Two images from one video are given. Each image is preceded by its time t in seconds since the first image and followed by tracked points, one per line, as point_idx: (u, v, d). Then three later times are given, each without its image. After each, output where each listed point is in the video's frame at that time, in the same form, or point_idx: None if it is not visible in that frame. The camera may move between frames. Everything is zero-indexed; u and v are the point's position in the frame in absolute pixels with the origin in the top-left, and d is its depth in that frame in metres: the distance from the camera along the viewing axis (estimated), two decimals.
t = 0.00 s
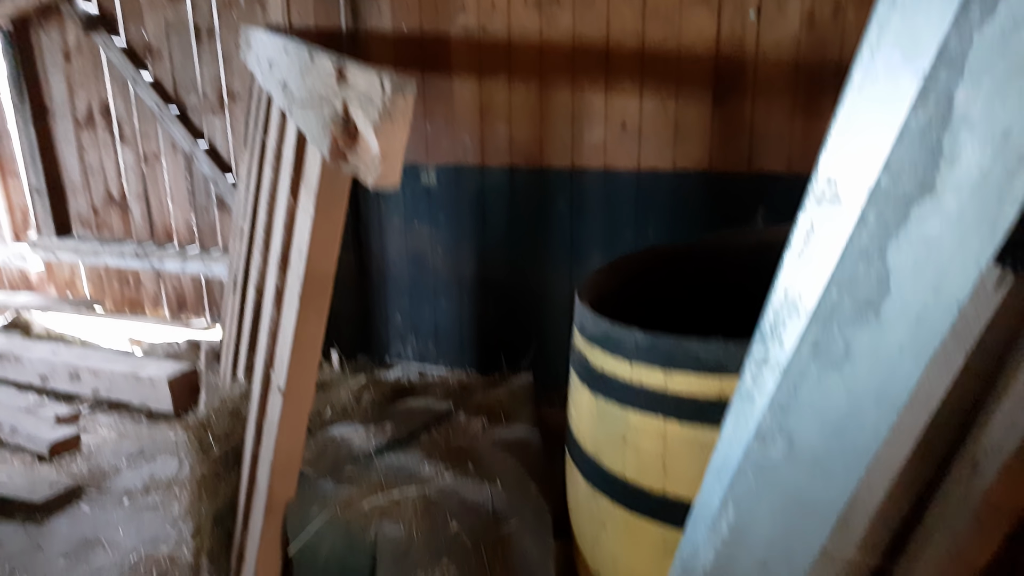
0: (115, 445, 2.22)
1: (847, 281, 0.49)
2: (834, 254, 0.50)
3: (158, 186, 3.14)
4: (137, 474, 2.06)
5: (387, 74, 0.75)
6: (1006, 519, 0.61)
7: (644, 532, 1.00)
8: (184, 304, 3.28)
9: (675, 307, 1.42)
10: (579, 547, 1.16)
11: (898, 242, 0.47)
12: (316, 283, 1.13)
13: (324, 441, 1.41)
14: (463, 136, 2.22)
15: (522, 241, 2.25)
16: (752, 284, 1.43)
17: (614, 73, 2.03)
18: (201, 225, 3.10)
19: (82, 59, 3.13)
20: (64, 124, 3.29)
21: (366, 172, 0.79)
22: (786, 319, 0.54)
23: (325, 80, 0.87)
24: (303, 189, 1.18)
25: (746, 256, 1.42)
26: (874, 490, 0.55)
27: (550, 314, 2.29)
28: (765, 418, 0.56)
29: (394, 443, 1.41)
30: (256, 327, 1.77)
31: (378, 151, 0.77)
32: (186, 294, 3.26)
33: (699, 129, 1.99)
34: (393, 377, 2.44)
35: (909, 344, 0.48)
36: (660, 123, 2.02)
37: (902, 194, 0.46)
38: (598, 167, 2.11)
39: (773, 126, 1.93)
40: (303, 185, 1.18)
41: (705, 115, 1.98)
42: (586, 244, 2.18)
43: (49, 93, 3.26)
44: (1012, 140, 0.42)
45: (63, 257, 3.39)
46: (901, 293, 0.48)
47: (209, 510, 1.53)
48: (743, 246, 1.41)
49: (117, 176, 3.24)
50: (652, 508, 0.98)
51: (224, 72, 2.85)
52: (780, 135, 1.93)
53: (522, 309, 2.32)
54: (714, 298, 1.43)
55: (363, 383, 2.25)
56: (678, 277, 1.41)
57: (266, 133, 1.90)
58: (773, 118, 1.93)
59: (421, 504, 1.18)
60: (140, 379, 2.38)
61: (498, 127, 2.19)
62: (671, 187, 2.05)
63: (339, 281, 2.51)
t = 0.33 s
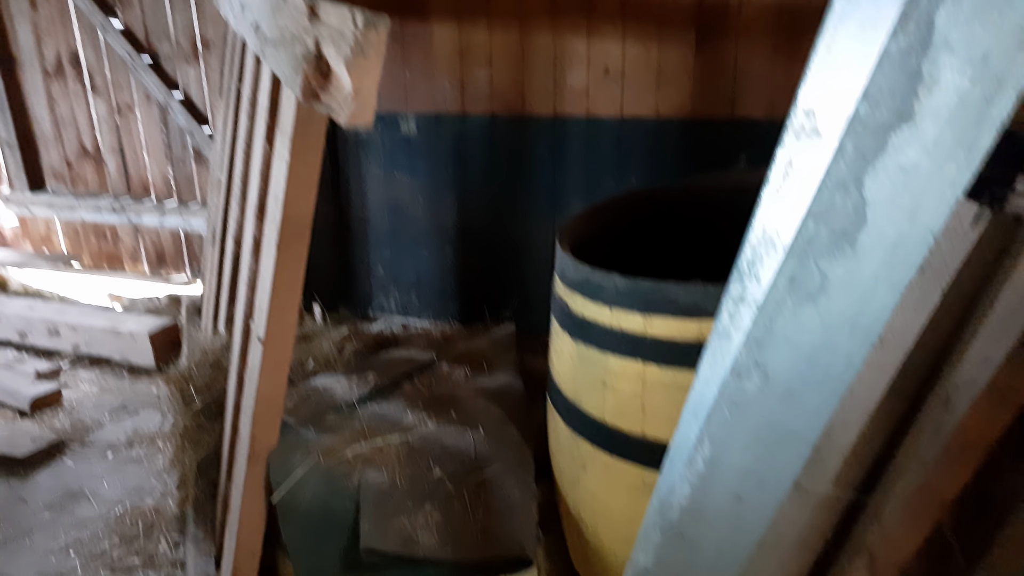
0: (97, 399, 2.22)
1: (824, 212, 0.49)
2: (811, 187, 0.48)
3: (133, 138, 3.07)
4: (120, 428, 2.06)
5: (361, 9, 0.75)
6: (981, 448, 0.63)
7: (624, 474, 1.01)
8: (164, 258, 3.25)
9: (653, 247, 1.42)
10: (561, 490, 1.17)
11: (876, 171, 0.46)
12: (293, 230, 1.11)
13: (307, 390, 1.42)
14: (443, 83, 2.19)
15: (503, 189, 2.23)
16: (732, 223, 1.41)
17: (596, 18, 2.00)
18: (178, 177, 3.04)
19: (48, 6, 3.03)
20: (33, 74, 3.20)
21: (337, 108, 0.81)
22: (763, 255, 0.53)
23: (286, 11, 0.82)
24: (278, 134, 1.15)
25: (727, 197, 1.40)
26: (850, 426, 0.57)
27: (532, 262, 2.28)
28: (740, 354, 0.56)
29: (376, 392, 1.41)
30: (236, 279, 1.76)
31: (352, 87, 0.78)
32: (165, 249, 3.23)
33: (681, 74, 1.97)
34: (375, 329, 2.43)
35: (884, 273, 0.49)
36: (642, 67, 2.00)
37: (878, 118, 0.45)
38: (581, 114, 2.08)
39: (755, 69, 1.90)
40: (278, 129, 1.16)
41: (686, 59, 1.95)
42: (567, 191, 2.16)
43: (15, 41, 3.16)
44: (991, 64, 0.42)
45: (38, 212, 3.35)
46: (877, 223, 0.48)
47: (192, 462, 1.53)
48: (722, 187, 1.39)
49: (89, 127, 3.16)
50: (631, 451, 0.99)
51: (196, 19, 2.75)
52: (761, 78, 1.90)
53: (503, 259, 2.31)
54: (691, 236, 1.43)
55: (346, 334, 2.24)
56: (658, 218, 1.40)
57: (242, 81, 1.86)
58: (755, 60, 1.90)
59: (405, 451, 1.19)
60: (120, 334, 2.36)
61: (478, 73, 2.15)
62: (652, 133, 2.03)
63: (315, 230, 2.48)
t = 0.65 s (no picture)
0: (77, 364, 2.20)
1: (800, 165, 0.48)
2: (787, 140, 0.48)
3: (106, 98, 3.01)
4: (101, 393, 2.05)
5: None
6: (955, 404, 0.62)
7: (604, 430, 1.02)
8: (141, 222, 3.20)
9: (637, 205, 1.42)
10: (544, 447, 1.18)
11: (853, 124, 0.46)
12: (272, 189, 1.09)
13: (288, 352, 1.42)
14: (422, 39, 2.16)
15: (483, 149, 2.21)
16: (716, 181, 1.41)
17: None
18: (154, 138, 2.98)
19: None
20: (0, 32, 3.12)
21: (313, 65, 0.78)
22: (741, 209, 0.53)
23: None
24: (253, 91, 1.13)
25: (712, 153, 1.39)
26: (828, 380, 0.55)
27: (514, 222, 2.27)
28: (719, 307, 0.55)
29: (359, 353, 1.41)
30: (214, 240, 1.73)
31: (326, 44, 0.74)
32: (142, 212, 3.18)
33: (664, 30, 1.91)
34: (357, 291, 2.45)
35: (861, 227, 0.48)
36: (624, 21, 1.93)
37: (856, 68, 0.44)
38: (563, 71, 2.03)
39: (739, 23, 1.83)
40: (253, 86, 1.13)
41: (670, 15, 1.89)
42: (551, 149, 2.13)
43: None
44: (970, 13, 0.41)
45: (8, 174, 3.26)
46: (854, 176, 0.47)
47: (176, 425, 1.52)
48: (704, 145, 1.38)
49: (60, 87, 3.09)
50: (614, 407, 1.00)
51: None
52: (746, 35, 1.83)
53: (485, 219, 2.30)
54: (677, 192, 1.42)
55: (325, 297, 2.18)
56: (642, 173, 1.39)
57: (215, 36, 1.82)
58: (740, 15, 1.82)
59: (388, 411, 1.20)
60: (99, 298, 2.33)
61: (458, 28, 2.11)
62: (634, 91, 1.98)
63: (295, 191, 2.50)
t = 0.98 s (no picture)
0: (62, 344, 2.18)
1: (787, 139, 0.47)
2: (773, 114, 0.48)
3: (86, 74, 2.95)
4: (88, 372, 2.04)
5: None
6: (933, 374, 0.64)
7: (591, 405, 1.03)
8: (125, 199, 3.17)
9: (624, 177, 1.42)
10: (532, 423, 1.18)
11: (836, 99, 0.45)
12: (255, 165, 1.08)
13: (275, 330, 1.41)
14: (406, 13, 2.13)
15: (469, 123, 2.19)
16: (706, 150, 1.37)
17: None
18: (137, 115, 2.94)
19: None
20: None
21: (296, 37, 0.74)
22: (729, 183, 0.53)
23: None
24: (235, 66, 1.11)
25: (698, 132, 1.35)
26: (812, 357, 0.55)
27: (501, 198, 2.25)
28: (705, 281, 0.54)
29: (346, 331, 1.40)
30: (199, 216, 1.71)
31: (307, 19, 0.70)
32: (125, 189, 3.15)
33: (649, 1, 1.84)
34: (343, 267, 2.45)
35: (847, 200, 0.47)
36: None
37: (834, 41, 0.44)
38: (549, 45, 1.99)
39: None
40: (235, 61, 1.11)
41: None
42: (537, 124, 2.10)
43: None
44: None
45: None
46: (841, 150, 0.46)
47: (162, 404, 1.52)
48: (689, 119, 1.35)
49: (39, 62, 3.03)
50: (602, 383, 1.00)
51: None
52: (732, 7, 1.77)
53: (472, 194, 2.29)
54: (665, 161, 1.41)
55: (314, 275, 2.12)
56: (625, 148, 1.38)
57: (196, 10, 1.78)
58: None
59: (376, 388, 1.20)
60: (82, 277, 2.31)
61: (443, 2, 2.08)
62: (619, 66, 1.93)
63: (279, 166, 2.50)
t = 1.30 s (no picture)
0: (57, 337, 2.17)
1: (820, 156, 0.44)
2: (805, 126, 0.44)
3: (76, 61, 2.90)
4: (84, 365, 2.03)
5: None
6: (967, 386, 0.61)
7: (601, 406, 1.03)
8: (117, 187, 3.13)
9: (630, 169, 1.40)
10: (539, 420, 1.18)
11: (874, 114, 0.41)
12: (260, 164, 1.06)
13: (277, 326, 1.40)
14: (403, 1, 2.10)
15: (466, 113, 2.18)
16: (713, 140, 1.35)
17: None
18: (128, 102, 2.91)
19: None
20: None
21: (310, 44, 0.70)
22: (754, 196, 0.49)
23: None
24: (238, 62, 1.09)
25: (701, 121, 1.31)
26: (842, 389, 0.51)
27: (499, 189, 2.24)
28: (734, 297, 0.52)
29: (349, 327, 1.40)
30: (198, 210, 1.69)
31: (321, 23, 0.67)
32: (117, 177, 3.11)
33: None
34: (341, 259, 2.47)
35: (881, 219, 0.43)
36: None
37: (872, 54, 0.40)
38: (547, 35, 1.97)
39: None
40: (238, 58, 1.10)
41: None
42: (535, 115, 2.09)
43: None
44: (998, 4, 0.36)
45: None
46: (877, 169, 0.42)
47: (163, 400, 1.51)
48: (695, 113, 1.31)
49: (28, 49, 2.98)
50: (613, 384, 1.00)
51: None
52: None
53: (469, 185, 2.28)
54: (672, 152, 1.39)
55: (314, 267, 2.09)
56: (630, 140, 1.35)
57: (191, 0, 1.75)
58: None
59: (382, 387, 1.20)
60: (77, 269, 2.29)
61: None
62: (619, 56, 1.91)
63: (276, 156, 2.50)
